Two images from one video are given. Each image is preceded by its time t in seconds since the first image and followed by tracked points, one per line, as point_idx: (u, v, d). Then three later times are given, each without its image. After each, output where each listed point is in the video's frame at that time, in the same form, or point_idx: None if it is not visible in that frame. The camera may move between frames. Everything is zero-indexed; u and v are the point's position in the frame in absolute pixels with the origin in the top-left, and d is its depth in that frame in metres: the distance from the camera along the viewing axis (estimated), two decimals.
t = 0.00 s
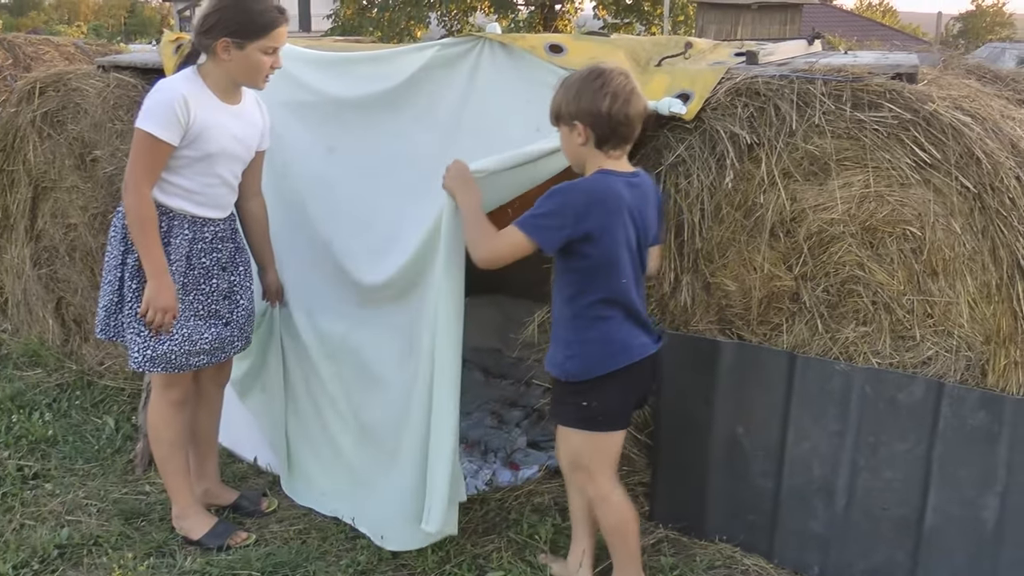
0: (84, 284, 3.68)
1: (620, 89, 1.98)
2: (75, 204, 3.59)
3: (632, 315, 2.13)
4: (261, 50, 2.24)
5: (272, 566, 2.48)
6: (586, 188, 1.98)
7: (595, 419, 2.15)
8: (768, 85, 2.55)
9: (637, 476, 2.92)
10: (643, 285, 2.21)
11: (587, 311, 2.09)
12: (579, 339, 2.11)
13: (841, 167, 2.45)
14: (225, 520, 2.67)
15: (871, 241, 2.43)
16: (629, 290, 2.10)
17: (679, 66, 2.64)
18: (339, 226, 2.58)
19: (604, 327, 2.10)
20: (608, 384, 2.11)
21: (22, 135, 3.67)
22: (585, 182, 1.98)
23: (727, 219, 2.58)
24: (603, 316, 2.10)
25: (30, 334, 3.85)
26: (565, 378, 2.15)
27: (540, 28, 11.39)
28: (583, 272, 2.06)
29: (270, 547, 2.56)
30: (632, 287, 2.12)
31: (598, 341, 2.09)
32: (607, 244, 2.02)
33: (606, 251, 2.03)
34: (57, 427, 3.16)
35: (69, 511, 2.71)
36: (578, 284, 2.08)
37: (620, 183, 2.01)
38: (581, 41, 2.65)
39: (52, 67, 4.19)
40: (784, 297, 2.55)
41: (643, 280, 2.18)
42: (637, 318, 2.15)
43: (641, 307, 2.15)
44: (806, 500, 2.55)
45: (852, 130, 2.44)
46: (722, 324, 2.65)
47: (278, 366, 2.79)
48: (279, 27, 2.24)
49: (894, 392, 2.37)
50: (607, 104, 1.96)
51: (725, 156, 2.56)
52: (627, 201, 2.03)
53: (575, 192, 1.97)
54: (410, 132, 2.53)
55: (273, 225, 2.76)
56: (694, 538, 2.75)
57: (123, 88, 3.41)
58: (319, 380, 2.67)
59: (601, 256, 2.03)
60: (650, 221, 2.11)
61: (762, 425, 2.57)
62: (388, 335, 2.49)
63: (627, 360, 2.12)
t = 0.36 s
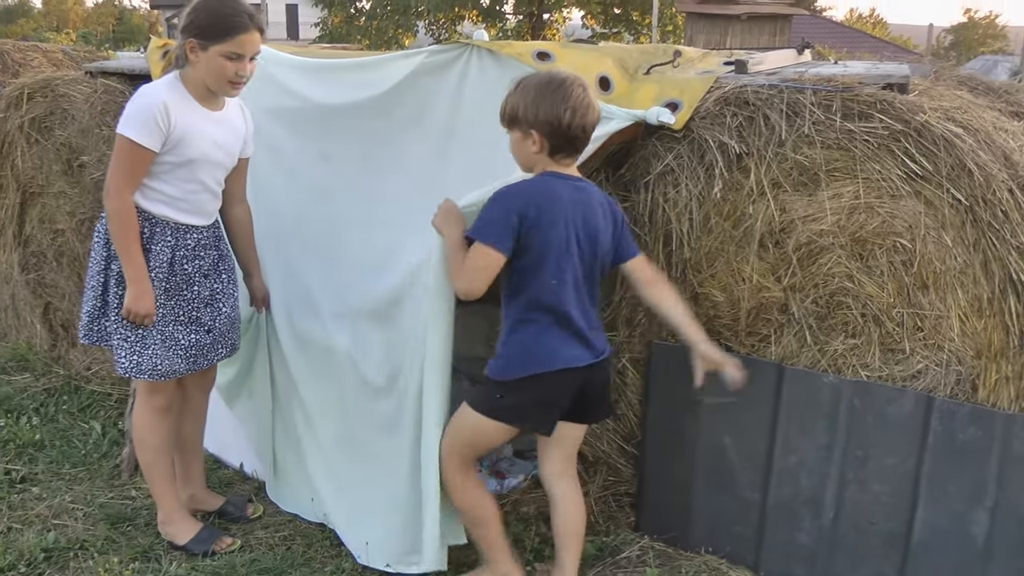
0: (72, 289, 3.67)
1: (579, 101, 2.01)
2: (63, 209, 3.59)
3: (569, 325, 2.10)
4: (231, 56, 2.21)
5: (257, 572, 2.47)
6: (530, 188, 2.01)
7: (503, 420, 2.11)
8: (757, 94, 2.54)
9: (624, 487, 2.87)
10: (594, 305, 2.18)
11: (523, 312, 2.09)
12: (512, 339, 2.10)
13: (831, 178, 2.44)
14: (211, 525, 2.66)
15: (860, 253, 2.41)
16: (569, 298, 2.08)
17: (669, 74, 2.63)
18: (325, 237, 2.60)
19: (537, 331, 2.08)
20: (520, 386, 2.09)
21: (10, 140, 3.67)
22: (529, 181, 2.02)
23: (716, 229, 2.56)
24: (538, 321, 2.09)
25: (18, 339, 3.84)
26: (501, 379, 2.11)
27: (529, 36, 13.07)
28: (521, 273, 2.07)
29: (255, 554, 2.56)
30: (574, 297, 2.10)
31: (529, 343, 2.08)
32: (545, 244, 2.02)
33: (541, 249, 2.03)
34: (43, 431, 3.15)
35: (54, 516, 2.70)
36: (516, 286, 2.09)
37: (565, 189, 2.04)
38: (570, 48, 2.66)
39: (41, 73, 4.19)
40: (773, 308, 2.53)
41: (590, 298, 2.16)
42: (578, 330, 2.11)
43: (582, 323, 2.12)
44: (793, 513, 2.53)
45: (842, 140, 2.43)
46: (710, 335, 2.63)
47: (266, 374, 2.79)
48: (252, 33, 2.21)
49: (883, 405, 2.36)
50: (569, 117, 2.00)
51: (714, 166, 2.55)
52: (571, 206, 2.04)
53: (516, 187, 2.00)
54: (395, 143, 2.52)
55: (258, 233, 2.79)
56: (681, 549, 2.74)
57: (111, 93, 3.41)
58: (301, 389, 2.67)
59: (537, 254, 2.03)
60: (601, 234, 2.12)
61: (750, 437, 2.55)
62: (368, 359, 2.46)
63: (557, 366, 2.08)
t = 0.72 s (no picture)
0: (85, 291, 3.69)
1: (491, 116, 1.90)
2: (77, 212, 3.61)
3: (519, 344, 2.00)
4: (220, 45, 2.20)
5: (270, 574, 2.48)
6: (448, 210, 1.92)
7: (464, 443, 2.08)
8: (769, 96, 2.53)
9: (636, 488, 2.89)
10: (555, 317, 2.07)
11: (472, 337, 2.01)
12: (465, 364, 2.04)
13: (844, 180, 2.44)
14: (223, 527, 2.67)
15: (873, 254, 2.41)
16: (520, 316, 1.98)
17: (681, 78, 2.64)
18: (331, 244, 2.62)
19: (484, 354, 2.01)
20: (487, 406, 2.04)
21: (24, 143, 3.69)
22: (447, 203, 1.94)
23: (728, 231, 2.56)
24: (484, 344, 2.01)
25: (31, 341, 3.87)
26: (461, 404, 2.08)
27: (540, 36, 13.35)
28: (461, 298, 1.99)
29: (268, 555, 2.57)
30: (529, 313, 2.00)
31: (481, 367, 2.01)
32: (481, 266, 1.93)
33: (470, 272, 1.94)
34: (56, 433, 3.17)
35: (67, 517, 2.71)
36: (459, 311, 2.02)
37: (486, 203, 1.93)
38: (582, 51, 2.63)
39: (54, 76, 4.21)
40: (786, 310, 2.52)
41: (546, 305, 2.04)
42: (532, 347, 2.01)
43: (539, 338, 2.02)
44: (806, 515, 2.53)
45: (855, 142, 2.43)
46: (722, 337, 2.63)
47: (276, 377, 2.81)
48: (241, 22, 2.21)
49: (895, 407, 2.35)
50: (475, 132, 1.88)
51: (726, 168, 2.55)
52: (501, 220, 1.93)
53: (433, 212, 1.93)
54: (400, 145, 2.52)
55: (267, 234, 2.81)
56: (693, 551, 2.73)
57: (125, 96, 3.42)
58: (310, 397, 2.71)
59: (470, 278, 1.95)
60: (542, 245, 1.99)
61: (763, 439, 2.55)
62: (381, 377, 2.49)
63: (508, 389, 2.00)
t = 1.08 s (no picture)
0: (85, 296, 3.69)
1: (395, 149, 1.90)
2: (76, 216, 3.61)
3: (504, 345, 2.05)
4: (218, 51, 2.21)
5: None
6: (413, 243, 1.92)
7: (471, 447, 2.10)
8: (766, 100, 2.55)
9: (635, 491, 2.89)
10: (525, 306, 2.13)
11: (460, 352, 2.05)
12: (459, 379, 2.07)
13: (841, 184, 2.44)
14: (222, 531, 2.67)
15: (870, 257, 2.41)
16: (498, 317, 2.04)
17: (678, 81, 2.65)
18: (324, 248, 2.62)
19: (481, 366, 2.04)
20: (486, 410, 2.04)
21: (23, 148, 3.69)
22: (401, 243, 1.93)
23: (726, 235, 2.56)
24: (478, 356, 2.04)
25: (31, 345, 3.87)
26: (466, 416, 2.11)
27: (540, 41, 13.44)
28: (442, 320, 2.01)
29: (267, 559, 2.57)
30: (503, 313, 2.05)
31: (475, 379, 2.05)
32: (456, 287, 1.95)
33: (448, 297, 1.96)
34: (56, 437, 3.17)
35: (67, 520, 2.72)
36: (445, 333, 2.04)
37: (447, 224, 1.95)
38: (580, 55, 2.63)
39: (53, 80, 4.21)
40: (783, 313, 2.53)
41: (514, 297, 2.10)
42: (514, 343, 2.07)
43: (524, 330, 2.08)
44: (804, 518, 2.53)
45: (851, 145, 2.43)
46: (720, 340, 2.63)
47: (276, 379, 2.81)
48: (240, 28, 2.22)
49: (893, 410, 2.35)
50: (378, 164, 1.90)
51: (723, 171, 2.55)
52: (462, 236, 1.96)
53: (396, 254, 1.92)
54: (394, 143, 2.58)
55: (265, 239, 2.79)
56: (692, 554, 2.73)
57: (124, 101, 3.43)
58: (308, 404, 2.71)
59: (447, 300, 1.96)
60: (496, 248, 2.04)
61: (762, 442, 2.55)
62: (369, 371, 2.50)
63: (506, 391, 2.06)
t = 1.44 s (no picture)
0: (110, 300, 3.72)
1: (438, 145, 1.98)
2: (102, 220, 3.64)
3: (517, 368, 2.09)
4: (251, 61, 2.26)
5: None
6: (446, 248, 2.00)
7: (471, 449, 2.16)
8: (791, 109, 2.54)
9: (657, 500, 2.89)
10: (552, 336, 2.15)
11: (473, 362, 2.10)
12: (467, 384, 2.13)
13: (865, 193, 2.44)
14: (245, 534, 2.69)
15: (894, 267, 2.41)
16: (516, 341, 2.08)
17: (703, 90, 2.65)
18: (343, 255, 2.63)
19: (490, 383, 2.10)
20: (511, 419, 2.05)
21: (51, 153, 3.73)
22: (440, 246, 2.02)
23: (750, 244, 2.57)
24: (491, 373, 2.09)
25: (57, 348, 3.91)
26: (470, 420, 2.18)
27: (563, 49, 13.52)
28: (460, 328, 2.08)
29: (289, 563, 2.59)
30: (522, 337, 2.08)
31: (482, 388, 2.10)
32: (478, 299, 2.01)
33: (470, 309, 2.03)
34: (80, 439, 3.19)
35: (91, 522, 2.74)
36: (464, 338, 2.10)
37: (481, 238, 1.99)
38: (605, 64, 2.69)
39: (81, 85, 4.26)
40: (807, 322, 2.53)
41: (545, 330, 2.12)
42: (530, 369, 2.09)
43: (543, 363, 2.11)
44: (827, 528, 2.52)
45: (876, 154, 2.43)
46: (744, 349, 2.64)
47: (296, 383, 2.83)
48: (275, 40, 2.27)
49: (917, 421, 2.34)
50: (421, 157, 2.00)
51: (748, 180, 2.55)
52: (494, 252, 2.00)
53: (430, 255, 2.02)
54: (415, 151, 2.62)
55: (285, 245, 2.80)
56: (714, 563, 2.73)
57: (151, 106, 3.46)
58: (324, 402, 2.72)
59: (467, 310, 2.03)
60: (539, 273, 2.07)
61: (785, 452, 2.55)
62: (385, 371, 2.46)
63: (510, 409, 2.09)
